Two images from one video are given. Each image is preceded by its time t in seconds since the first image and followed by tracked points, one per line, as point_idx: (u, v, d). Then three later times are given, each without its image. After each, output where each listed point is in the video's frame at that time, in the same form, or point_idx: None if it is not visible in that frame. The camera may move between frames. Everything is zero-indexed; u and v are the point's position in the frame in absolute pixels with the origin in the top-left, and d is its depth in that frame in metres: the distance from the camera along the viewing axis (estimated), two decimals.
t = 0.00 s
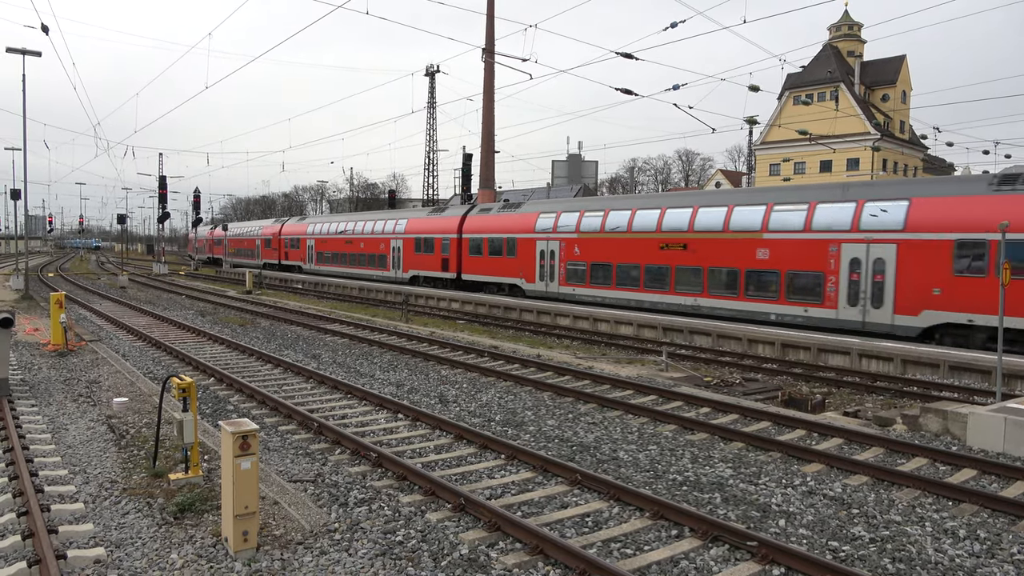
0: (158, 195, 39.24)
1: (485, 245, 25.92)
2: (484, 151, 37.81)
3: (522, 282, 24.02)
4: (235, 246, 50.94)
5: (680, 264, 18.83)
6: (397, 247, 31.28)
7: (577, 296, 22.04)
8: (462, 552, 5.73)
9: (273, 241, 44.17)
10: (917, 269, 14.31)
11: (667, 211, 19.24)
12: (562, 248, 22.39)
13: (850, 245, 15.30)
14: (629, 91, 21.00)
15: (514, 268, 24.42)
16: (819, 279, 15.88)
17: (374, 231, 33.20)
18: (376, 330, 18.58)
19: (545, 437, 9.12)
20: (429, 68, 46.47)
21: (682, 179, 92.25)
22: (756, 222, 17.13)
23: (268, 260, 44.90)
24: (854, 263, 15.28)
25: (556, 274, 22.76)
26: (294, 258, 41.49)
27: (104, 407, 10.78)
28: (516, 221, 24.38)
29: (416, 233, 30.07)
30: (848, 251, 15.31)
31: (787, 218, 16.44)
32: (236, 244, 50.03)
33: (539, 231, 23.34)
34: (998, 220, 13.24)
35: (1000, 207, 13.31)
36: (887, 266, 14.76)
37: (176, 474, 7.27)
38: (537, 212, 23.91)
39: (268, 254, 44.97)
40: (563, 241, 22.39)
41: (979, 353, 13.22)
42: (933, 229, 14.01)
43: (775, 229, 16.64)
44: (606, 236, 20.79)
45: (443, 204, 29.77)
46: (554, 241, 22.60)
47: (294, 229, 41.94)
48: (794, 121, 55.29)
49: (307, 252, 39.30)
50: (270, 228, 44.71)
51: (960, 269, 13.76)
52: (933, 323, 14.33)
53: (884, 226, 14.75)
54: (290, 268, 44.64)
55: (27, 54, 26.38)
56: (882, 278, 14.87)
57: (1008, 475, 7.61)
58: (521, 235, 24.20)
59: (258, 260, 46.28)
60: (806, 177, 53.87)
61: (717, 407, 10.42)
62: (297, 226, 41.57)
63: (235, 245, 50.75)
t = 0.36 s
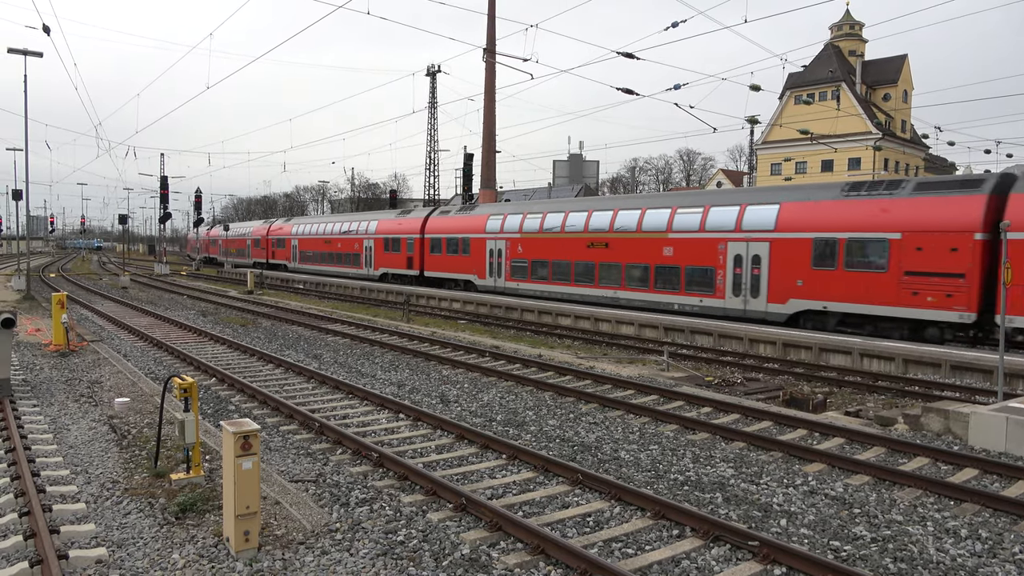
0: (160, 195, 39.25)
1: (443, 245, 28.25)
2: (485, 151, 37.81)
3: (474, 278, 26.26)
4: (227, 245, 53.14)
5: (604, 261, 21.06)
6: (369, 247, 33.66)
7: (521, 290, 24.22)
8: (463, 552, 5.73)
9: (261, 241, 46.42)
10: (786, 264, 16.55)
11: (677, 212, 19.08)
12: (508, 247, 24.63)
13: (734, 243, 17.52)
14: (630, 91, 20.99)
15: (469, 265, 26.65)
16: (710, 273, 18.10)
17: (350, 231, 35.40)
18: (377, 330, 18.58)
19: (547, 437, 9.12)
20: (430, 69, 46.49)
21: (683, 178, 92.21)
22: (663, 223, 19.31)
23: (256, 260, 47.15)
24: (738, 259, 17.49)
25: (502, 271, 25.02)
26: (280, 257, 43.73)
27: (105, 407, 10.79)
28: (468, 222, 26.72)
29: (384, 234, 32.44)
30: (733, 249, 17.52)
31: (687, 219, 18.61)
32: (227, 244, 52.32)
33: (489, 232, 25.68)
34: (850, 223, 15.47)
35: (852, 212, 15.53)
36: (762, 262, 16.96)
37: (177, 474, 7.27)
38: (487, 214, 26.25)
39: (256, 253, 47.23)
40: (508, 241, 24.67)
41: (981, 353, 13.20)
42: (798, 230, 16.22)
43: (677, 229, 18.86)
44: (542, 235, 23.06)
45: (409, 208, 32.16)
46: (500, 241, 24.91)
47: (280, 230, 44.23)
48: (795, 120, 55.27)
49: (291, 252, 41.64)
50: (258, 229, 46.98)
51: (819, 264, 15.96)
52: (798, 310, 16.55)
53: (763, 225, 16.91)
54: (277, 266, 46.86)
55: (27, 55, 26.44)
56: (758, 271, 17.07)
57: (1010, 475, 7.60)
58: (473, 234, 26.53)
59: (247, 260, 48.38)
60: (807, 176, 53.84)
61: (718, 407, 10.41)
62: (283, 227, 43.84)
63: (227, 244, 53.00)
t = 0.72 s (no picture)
0: (159, 196, 39.23)
1: (406, 244, 30.77)
2: (485, 151, 37.82)
3: (433, 275, 28.78)
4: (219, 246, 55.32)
5: (540, 259, 23.46)
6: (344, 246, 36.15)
7: (471, 286, 26.66)
8: (463, 552, 5.73)
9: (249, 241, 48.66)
10: (684, 260, 18.91)
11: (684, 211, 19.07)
12: (461, 246, 27.12)
13: (643, 242, 19.90)
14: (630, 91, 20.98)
15: (428, 263, 29.13)
16: (624, 268, 20.49)
17: (329, 232, 38.18)
18: (377, 330, 18.58)
19: (546, 437, 9.12)
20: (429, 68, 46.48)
21: (682, 178, 92.24)
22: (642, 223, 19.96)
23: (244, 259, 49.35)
24: (646, 257, 19.85)
25: (457, 268, 27.49)
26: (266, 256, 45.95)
27: (105, 408, 10.81)
28: (427, 223, 29.18)
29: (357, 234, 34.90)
30: (642, 247, 19.90)
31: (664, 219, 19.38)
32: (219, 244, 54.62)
33: (445, 232, 28.23)
34: (730, 224, 17.86)
35: (730, 216, 17.96)
36: (665, 259, 19.32)
37: (177, 475, 7.27)
38: (444, 217, 28.80)
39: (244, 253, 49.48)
40: (461, 241, 27.16)
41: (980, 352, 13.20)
42: (693, 230, 18.58)
43: (598, 229, 21.22)
44: (490, 235, 25.50)
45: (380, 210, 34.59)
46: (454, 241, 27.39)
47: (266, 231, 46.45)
48: (794, 120, 55.31)
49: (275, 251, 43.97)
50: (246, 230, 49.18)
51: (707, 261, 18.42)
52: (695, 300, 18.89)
53: (666, 226, 19.28)
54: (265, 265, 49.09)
55: (27, 56, 26.48)
56: (662, 267, 19.43)
57: (1010, 474, 7.60)
58: (433, 235, 29.01)
59: (237, 259, 50.50)
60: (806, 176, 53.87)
61: (718, 406, 10.41)
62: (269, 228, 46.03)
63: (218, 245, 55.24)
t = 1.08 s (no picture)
0: (159, 196, 39.22)
1: (376, 244, 33.19)
2: (485, 151, 37.81)
3: (398, 272, 31.20)
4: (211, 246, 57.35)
5: (487, 256, 25.87)
6: (321, 245, 38.53)
7: (430, 281, 29.14)
8: (463, 552, 5.73)
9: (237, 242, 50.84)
10: (603, 257, 21.27)
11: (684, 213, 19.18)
12: (421, 246, 29.59)
13: (570, 241, 22.27)
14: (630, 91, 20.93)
15: (394, 261, 31.57)
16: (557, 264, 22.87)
17: (309, 232, 40.48)
18: (376, 330, 18.58)
19: (546, 437, 9.12)
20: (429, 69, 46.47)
21: (682, 178, 92.31)
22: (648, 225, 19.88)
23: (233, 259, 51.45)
24: (573, 255, 22.22)
25: (419, 265, 29.95)
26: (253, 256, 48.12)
27: (105, 408, 10.80)
28: (394, 225, 31.59)
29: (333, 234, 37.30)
30: (569, 246, 22.27)
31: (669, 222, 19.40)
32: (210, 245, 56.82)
33: (409, 233, 30.67)
34: (638, 225, 20.24)
35: (638, 218, 20.36)
36: (588, 256, 21.68)
37: (177, 475, 7.27)
38: (408, 218, 31.22)
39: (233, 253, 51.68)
40: (421, 240, 29.62)
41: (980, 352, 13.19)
42: (609, 230, 20.95)
43: (535, 230, 23.62)
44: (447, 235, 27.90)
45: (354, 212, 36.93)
46: (416, 240, 29.84)
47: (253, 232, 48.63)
48: (794, 119, 55.33)
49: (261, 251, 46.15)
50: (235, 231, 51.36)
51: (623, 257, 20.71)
52: (612, 293, 21.21)
53: (589, 227, 21.60)
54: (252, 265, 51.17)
55: (27, 56, 26.47)
56: (586, 263, 21.78)
57: (1010, 474, 7.59)
58: (398, 235, 31.43)
59: (228, 259, 52.35)
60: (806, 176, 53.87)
61: (718, 406, 10.40)
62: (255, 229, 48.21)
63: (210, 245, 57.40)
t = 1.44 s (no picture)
0: (160, 196, 39.23)
1: (349, 243, 35.61)
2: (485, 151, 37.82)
3: (369, 270, 33.60)
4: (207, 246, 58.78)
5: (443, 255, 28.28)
6: (302, 245, 40.79)
7: (395, 278, 31.58)
8: (464, 552, 5.72)
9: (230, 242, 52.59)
10: (539, 255, 23.65)
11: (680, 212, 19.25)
12: (388, 245, 32.04)
13: (513, 241, 24.64)
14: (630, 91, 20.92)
15: (365, 260, 33.96)
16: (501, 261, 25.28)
17: (292, 232, 42.38)
18: (376, 330, 18.58)
19: (547, 437, 9.12)
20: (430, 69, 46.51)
21: (683, 178, 92.38)
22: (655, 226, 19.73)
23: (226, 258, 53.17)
24: (514, 253, 24.61)
25: (386, 263, 32.41)
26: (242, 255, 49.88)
27: (106, 408, 10.80)
28: (364, 226, 33.95)
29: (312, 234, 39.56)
30: (511, 245, 24.67)
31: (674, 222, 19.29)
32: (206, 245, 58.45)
33: (378, 233, 33.08)
34: (568, 227, 22.59)
35: (568, 220, 22.74)
36: (527, 254, 24.08)
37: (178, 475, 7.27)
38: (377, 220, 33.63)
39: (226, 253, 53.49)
40: (388, 240, 32.08)
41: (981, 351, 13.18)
42: (544, 231, 23.35)
43: (484, 231, 26.02)
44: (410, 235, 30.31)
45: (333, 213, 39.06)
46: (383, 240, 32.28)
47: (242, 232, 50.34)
48: (794, 119, 55.35)
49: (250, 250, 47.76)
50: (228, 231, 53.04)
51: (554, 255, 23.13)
52: (547, 287, 23.58)
53: (529, 228, 23.98)
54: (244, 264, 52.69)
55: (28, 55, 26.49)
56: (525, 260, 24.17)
57: (1010, 474, 7.59)
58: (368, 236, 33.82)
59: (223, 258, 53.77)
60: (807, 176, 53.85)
61: (718, 406, 10.39)
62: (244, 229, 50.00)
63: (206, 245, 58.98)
